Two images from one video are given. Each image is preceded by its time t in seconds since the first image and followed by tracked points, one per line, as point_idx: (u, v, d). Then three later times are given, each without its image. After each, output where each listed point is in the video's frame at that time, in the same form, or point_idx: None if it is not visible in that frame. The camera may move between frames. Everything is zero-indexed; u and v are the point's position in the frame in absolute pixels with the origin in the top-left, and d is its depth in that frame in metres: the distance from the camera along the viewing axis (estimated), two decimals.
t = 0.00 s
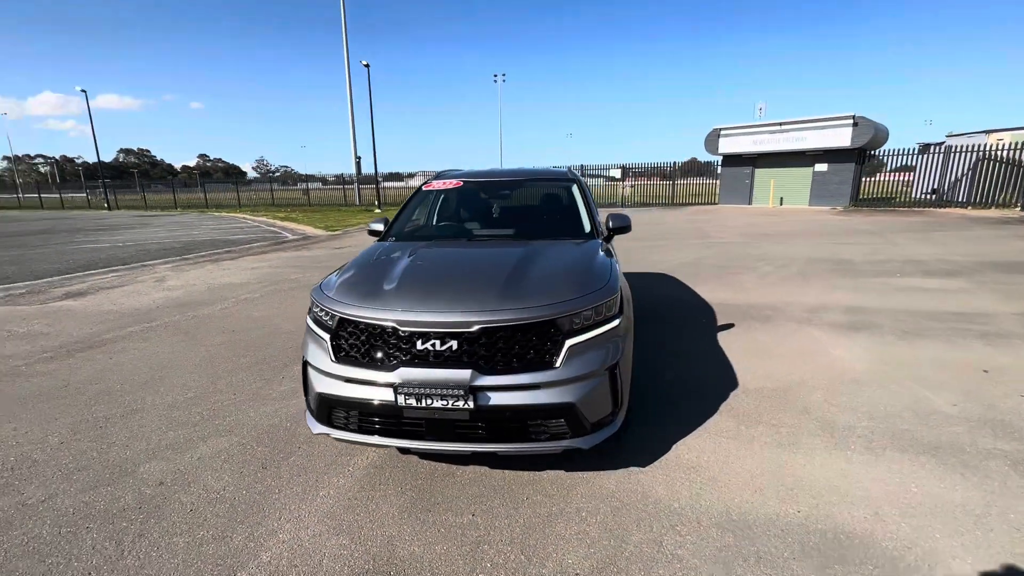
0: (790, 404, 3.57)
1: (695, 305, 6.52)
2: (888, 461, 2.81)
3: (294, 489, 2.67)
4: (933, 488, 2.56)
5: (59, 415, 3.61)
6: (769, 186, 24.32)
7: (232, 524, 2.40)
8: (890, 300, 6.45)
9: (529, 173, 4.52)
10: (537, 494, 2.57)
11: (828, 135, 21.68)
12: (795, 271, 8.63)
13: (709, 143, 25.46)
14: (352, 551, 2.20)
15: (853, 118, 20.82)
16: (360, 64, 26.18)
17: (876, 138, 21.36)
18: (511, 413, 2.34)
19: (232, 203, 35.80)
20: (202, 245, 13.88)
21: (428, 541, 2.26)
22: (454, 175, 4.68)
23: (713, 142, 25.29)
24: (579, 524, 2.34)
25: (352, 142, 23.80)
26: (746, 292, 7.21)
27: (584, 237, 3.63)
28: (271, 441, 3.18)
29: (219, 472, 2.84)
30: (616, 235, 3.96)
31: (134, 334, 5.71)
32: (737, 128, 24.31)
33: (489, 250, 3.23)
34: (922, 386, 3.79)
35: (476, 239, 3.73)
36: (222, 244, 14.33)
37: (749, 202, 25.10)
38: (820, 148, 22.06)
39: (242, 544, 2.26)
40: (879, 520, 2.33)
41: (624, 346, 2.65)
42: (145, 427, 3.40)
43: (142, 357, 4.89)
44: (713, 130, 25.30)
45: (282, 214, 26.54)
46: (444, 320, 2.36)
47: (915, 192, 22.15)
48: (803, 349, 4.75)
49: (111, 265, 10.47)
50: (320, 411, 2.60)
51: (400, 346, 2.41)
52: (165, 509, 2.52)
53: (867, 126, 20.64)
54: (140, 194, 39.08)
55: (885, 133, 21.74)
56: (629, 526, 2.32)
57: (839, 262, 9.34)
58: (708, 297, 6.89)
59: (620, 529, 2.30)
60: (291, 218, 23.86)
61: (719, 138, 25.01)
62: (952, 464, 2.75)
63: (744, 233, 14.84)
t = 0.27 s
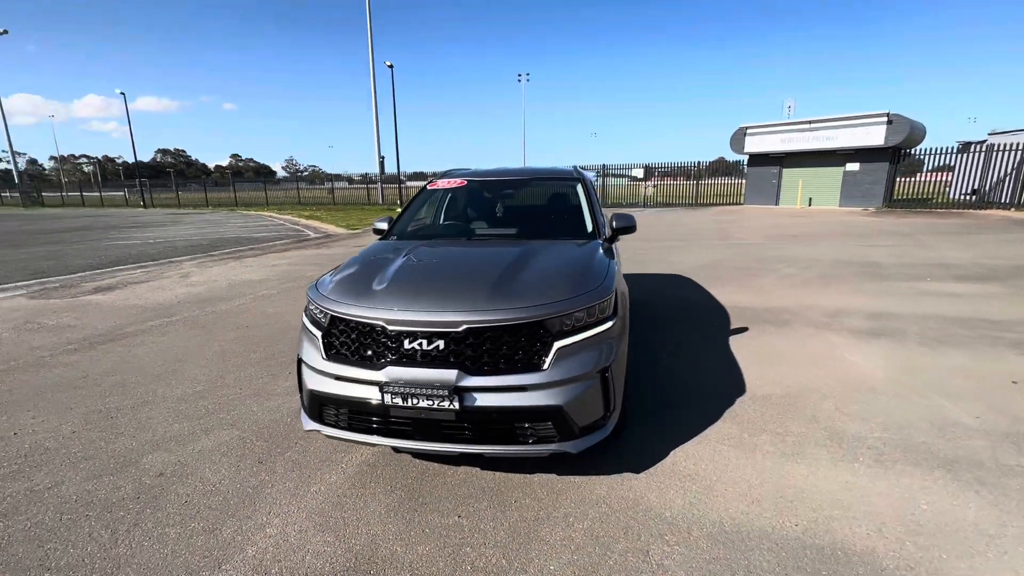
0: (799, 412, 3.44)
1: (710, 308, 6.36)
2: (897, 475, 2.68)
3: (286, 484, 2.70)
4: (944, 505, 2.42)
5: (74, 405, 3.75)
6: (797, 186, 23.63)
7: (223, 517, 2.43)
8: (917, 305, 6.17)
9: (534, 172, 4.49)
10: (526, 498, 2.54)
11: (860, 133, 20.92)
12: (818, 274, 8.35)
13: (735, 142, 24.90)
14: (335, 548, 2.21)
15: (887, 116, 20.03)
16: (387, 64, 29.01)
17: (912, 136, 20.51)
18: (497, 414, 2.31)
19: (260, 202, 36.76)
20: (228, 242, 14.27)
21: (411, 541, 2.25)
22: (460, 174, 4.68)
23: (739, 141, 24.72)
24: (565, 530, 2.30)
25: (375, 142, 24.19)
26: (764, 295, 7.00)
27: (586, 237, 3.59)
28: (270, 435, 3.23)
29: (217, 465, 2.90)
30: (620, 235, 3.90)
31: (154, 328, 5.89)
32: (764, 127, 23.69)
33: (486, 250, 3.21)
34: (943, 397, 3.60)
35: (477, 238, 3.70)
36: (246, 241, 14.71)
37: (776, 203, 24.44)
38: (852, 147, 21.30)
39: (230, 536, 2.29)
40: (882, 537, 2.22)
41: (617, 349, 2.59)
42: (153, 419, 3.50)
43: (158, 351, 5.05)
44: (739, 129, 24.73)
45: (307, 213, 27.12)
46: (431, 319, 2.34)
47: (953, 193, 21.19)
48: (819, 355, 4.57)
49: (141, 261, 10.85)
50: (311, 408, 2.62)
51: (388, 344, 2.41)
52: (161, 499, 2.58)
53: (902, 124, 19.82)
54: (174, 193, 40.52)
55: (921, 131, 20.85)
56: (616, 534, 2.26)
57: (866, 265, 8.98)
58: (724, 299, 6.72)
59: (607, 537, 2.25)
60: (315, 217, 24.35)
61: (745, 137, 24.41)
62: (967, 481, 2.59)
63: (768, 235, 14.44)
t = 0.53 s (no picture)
0: (810, 424, 3.27)
1: (725, 312, 6.16)
2: (912, 495, 2.51)
3: (276, 483, 2.70)
4: (961, 529, 2.25)
5: (85, 398, 3.85)
6: (827, 186, 22.87)
7: (211, 515, 2.44)
8: (949, 312, 5.85)
9: (539, 171, 4.42)
10: (514, 506, 2.47)
11: (895, 131, 20.09)
12: (843, 278, 8.02)
13: (762, 141, 24.25)
14: (316, 551, 2.19)
15: (924, 113, 19.18)
16: (410, 64, 29.57)
17: (951, 134, 19.59)
18: (482, 420, 2.26)
19: (286, 201, 37.57)
20: (251, 240, 14.59)
21: (393, 548, 2.21)
22: (465, 173, 4.64)
23: (765, 140, 24.06)
24: (551, 541, 2.22)
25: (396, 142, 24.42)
26: (784, 299, 6.75)
27: (587, 239, 3.50)
28: (267, 433, 3.24)
29: (212, 462, 2.92)
30: (626, 237, 3.80)
31: (171, 324, 6.03)
32: (793, 125, 23.00)
33: (483, 252, 3.15)
34: (970, 411, 3.37)
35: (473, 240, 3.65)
36: (269, 240, 15.01)
37: (804, 203, 23.70)
38: (886, 146, 20.47)
39: (215, 536, 2.29)
40: (888, 562, 2.07)
41: (610, 354, 2.50)
42: (157, 414, 3.56)
43: (171, 346, 5.16)
44: (766, 128, 24.06)
45: (331, 212, 27.56)
46: (417, 321, 2.30)
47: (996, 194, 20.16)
48: (838, 363, 4.36)
49: (167, 258, 11.18)
50: (301, 409, 2.61)
51: (374, 346, 2.37)
52: (154, 495, 2.61)
53: (940, 122, 18.95)
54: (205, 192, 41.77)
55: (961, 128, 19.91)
56: (603, 548, 2.18)
57: (896, 269, 8.58)
58: (741, 303, 6.51)
59: (594, 550, 2.17)
60: (338, 216, 24.72)
61: (772, 136, 23.74)
62: (989, 504, 2.41)
63: (794, 236, 13.97)
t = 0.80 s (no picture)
0: (817, 437, 3.13)
1: (739, 317, 5.98)
2: (920, 517, 2.37)
3: (266, 483, 2.72)
4: (971, 556, 2.11)
5: (97, 393, 3.96)
6: (857, 187, 22.09)
7: (199, 513, 2.47)
8: (979, 321, 5.55)
9: (543, 172, 4.35)
10: (499, 514, 2.43)
11: (930, 130, 19.28)
12: (868, 283, 7.70)
13: (789, 140, 23.59)
14: (296, 554, 2.19)
15: (962, 111, 18.34)
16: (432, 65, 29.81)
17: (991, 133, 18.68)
18: (464, 427, 2.22)
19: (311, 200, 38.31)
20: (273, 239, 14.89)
21: (372, 553, 2.19)
22: (469, 173, 4.61)
23: (793, 139, 23.40)
24: (532, 553, 2.17)
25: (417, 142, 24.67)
26: (802, 305, 6.52)
27: (586, 242, 3.43)
28: (264, 432, 3.27)
29: (207, 459, 2.96)
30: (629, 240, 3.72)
31: (187, 321, 6.19)
32: (821, 124, 22.30)
33: (478, 255, 3.11)
34: (992, 428, 3.18)
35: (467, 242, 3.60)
36: (290, 238, 15.30)
37: (833, 205, 22.95)
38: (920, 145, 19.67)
39: (200, 535, 2.32)
40: None
41: (600, 362, 2.43)
42: (161, 410, 3.64)
43: (185, 342, 5.29)
44: (794, 127, 23.40)
45: (353, 211, 27.96)
46: (400, 325, 2.28)
47: None
48: (853, 373, 4.18)
49: (191, 255, 11.50)
50: (289, 410, 2.62)
51: (359, 350, 2.36)
52: (148, 491, 2.65)
53: (980, 120, 18.09)
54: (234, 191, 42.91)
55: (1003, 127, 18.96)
56: (584, 562, 2.11)
57: (925, 275, 8.20)
58: (756, 309, 6.31)
59: (575, 564, 2.10)
60: (360, 215, 25.06)
61: (800, 135, 23.06)
62: (1004, 530, 2.25)
63: (820, 239, 13.52)
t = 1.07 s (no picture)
0: (816, 444, 3.04)
1: (749, 320, 5.85)
2: (916, 530, 2.27)
3: (258, 475, 2.78)
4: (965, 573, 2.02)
5: (109, 383, 4.11)
6: (886, 188, 21.37)
7: (191, 502, 2.54)
8: (1004, 327, 5.31)
9: (543, 171, 4.33)
10: (481, 513, 2.43)
11: (965, 128, 18.52)
12: (889, 287, 7.45)
13: (815, 139, 22.96)
14: (279, 545, 2.23)
15: (1000, 108, 17.57)
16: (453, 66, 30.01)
17: None
18: (443, 425, 2.23)
19: (333, 199, 38.97)
20: (293, 237, 15.20)
21: (352, 547, 2.22)
22: (470, 172, 4.62)
23: (819, 138, 22.76)
24: (509, 552, 2.17)
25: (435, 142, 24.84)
26: (817, 308, 6.34)
27: (582, 242, 3.40)
28: (261, 425, 3.34)
29: (205, 451, 3.04)
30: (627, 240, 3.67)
31: (201, 315, 6.36)
32: (849, 122, 21.62)
33: (470, 255, 3.12)
34: (1005, 439, 3.04)
35: (461, 242, 3.61)
36: (309, 236, 15.60)
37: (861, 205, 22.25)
38: (953, 143, 18.92)
39: (190, 523, 2.38)
40: None
41: (583, 363, 2.41)
42: (167, 402, 3.75)
43: (197, 336, 5.44)
44: (820, 125, 22.76)
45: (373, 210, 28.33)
46: (382, 322, 2.30)
47: None
48: (862, 379, 4.04)
49: (213, 252, 11.84)
50: (280, 404, 2.67)
51: (344, 346, 2.39)
52: (146, 480, 2.74)
53: (1019, 118, 17.30)
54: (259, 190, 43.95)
55: None
56: (560, 564, 2.10)
57: (951, 278, 7.89)
58: (768, 312, 6.16)
59: (551, 565, 2.09)
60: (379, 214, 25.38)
61: (826, 134, 22.41)
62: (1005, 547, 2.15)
63: (843, 240, 13.13)
